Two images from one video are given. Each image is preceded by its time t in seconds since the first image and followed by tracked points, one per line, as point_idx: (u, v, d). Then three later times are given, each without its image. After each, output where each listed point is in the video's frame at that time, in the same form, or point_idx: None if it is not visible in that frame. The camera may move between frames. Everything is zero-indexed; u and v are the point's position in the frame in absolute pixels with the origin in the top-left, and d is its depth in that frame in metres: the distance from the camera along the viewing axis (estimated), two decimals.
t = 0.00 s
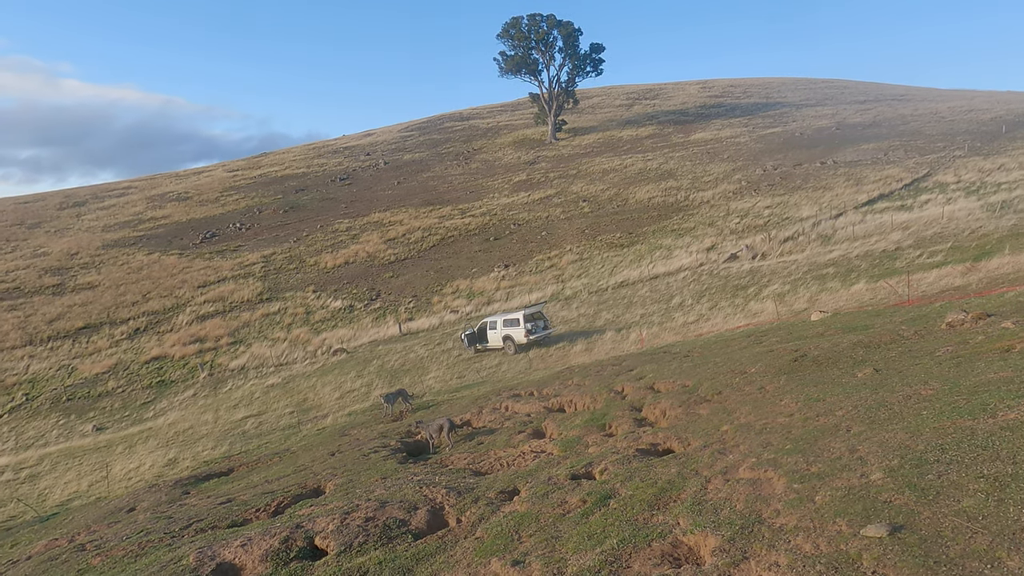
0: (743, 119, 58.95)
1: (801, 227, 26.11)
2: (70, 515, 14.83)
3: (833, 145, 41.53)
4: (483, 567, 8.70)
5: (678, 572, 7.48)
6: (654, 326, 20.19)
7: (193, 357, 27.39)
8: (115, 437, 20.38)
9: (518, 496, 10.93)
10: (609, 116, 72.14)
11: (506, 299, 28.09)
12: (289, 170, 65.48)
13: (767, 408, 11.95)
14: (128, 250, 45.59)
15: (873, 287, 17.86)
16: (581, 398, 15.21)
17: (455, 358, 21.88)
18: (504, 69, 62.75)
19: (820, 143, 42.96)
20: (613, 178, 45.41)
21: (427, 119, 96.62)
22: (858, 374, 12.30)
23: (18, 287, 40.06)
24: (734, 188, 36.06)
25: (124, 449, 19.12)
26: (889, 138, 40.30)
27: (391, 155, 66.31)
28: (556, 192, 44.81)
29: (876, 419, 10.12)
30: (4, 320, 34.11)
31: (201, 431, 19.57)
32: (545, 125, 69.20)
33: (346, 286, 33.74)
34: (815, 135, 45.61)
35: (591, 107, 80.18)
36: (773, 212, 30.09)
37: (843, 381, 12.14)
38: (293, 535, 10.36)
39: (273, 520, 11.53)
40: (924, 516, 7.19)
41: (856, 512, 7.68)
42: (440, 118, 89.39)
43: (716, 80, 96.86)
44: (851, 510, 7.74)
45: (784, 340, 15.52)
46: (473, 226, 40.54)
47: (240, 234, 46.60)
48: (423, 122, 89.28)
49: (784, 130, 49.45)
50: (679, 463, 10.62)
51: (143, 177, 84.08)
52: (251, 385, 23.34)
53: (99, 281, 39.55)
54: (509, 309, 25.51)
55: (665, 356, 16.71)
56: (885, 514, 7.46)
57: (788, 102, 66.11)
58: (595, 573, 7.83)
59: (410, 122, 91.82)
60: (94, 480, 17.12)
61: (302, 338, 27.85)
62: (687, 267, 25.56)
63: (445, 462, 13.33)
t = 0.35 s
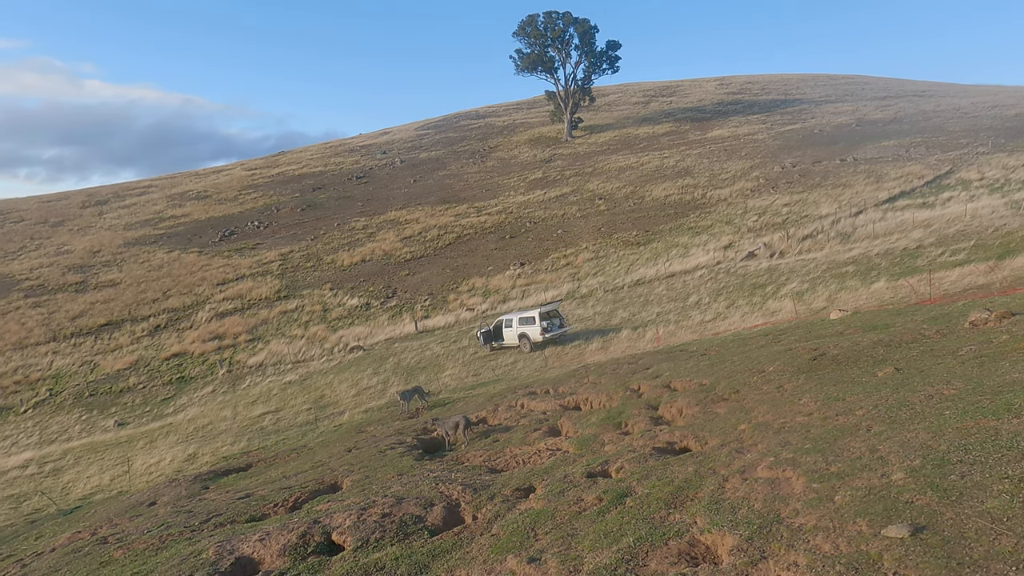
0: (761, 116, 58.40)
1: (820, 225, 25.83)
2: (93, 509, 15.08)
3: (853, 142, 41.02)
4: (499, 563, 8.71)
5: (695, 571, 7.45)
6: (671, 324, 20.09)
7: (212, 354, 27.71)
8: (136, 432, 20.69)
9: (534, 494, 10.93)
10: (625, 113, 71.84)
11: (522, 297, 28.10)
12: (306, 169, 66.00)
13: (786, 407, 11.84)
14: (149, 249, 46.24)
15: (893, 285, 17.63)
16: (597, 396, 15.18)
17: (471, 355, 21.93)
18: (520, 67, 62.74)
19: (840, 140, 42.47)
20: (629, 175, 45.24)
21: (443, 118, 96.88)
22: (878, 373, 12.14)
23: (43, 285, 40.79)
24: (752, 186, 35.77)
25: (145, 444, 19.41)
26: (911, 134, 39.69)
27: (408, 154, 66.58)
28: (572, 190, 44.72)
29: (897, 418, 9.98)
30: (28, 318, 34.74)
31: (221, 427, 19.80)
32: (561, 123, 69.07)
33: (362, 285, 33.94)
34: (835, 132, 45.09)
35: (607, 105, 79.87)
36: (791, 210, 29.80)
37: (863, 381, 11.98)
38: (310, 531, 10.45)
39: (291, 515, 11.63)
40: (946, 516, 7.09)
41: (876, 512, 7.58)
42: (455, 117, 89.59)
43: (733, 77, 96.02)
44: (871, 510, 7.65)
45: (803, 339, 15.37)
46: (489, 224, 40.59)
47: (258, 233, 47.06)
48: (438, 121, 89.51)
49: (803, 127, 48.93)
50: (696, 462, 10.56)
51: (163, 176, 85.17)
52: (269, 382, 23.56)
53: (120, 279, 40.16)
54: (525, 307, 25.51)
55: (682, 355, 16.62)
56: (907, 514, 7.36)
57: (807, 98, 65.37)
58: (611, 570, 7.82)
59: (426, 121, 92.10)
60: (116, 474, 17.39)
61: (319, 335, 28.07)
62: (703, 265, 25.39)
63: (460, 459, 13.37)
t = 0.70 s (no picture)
0: (783, 114, 57.76)
1: (843, 224, 25.50)
2: (119, 504, 15.33)
3: (877, 141, 40.40)
4: (519, 562, 8.70)
5: (717, 573, 7.38)
6: (691, 324, 19.96)
7: (234, 352, 28.06)
8: (160, 429, 21.00)
9: (553, 493, 10.91)
10: (644, 113, 71.47)
11: (541, 297, 28.07)
12: (326, 169, 66.59)
13: (808, 409, 11.69)
14: (172, 248, 46.95)
15: (919, 285, 17.34)
16: (616, 396, 15.11)
17: (490, 355, 21.96)
18: (539, 67, 62.70)
19: (863, 138, 41.86)
20: (649, 175, 44.99)
21: (461, 118, 97.19)
22: (903, 374, 11.94)
23: (70, 284, 41.60)
24: (773, 185, 35.40)
25: (169, 441, 19.69)
26: (938, 132, 38.99)
27: (427, 154, 66.85)
28: (591, 190, 44.58)
29: (923, 420, 9.81)
30: (56, 316, 35.43)
31: (242, 424, 20.03)
32: (579, 123, 68.92)
33: (382, 284, 34.14)
34: (858, 130, 44.46)
35: (626, 105, 79.52)
36: (814, 209, 29.45)
37: (888, 382, 11.79)
38: (331, 527, 10.52)
39: (312, 511, 11.72)
40: (977, 520, 6.95)
41: (903, 515, 7.45)
42: (474, 117, 89.84)
43: (754, 75, 95.03)
44: (898, 513, 7.52)
45: (825, 340, 15.17)
46: (508, 224, 40.61)
47: (279, 232, 47.56)
48: (457, 121, 89.77)
49: (826, 125, 48.31)
50: (717, 463, 10.47)
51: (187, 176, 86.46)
52: (290, 380, 23.79)
53: (145, 278, 40.82)
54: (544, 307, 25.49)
55: (702, 355, 16.50)
56: (934, 518, 7.22)
57: (830, 96, 64.51)
58: (631, 571, 7.77)
59: (445, 121, 92.43)
60: (141, 470, 17.67)
61: (339, 334, 28.29)
62: (724, 265, 25.18)
63: (479, 458, 13.39)
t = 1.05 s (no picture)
0: (809, 116, 57.02)
1: (871, 227, 25.11)
2: (146, 502, 15.61)
3: (906, 142, 39.70)
4: (540, 567, 8.69)
5: None
6: (714, 328, 19.78)
7: (259, 354, 28.45)
8: (187, 429, 21.37)
9: (575, 498, 10.87)
10: (667, 115, 71.08)
11: (563, 300, 28.04)
12: (349, 173, 67.30)
13: (835, 415, 11.51)
14: (200, 251, 47.78)
15: (949, 290, 17.00)
16: (639, 401, 15.02)
17: (512, 358, 21.99)
18: (561, 70, 62.69)
19: (892, 140, 41.18)
20: (672, 178, 44.72)
21: (483, 122, 97.54)
22: (934, 381, 11.69)
23: (101, 286, 42.54)
24: (798, 188, 34.97)
25: (195, 441, 20.02)
26: (969, 134, 38.19)
27: (449, 158, 67.20)
28: (613, 193, 44.44)
29: (955, 428, 9.60)
30: (87, 317, 36.25)
31: (267, 425, 20.28)
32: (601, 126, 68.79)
33: (404, 287, 34.37)
34: (886, 132, 43.75)
35: (649, 107, 79.14)
36: (840, 212, 29.05)
37: (918, 389, 11.56)
38: (353, 529, 10.59)
39: (335, 512, 11.82)
40: (1013, 532, 6.77)
41: (934, 525, 7.29)
42: (496, 120, 90.08)
43: (779, 77, 93.95)
44: (929, 523, 7.36)
45: (853, 345, 14.92)
46: (530, 227, 40.65)
47: (304, 236, 48.15)
48: (478, 125, 90.11)
49: (852, 127, 47.60)
50: (741, 469, 10.35)
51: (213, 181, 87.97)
52: (314, 382, 24.06)
53: (173, 280, 41.60)
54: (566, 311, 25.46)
55: (726, 360, 16.33)
56: (967, 528, 7.06)
57: (858, 98, 63.52)
58: None
59: (467, 125, 92.83)
60: (168, 469, 17.98)
61: (362, 336, 28.54)
62: (748, 268, 24.92)
63: (501, 461, 13.41)
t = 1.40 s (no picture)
0: (832, 123, 56.44)
1: (897, 235, 24.73)
2: (170, 507, 15.81)
3: (933, 149, 39.09)
4: None
5: None
6: (736, 337, 19.59)
7: (281, 360, 28.76)
8: (210, 435, 21.64)
9: (595, 508, 10.80)
10: (687, 123, 70.80)
11: (582, 308, 27.99)
12: (370, 182, 67.98)
13: (861, 426, 11.31)
14: (224, 259, 48.51)
15: (978, 299, 16.66)
16: (659, 410, 14.90)
17: (531, 366, 21.97)
18: (581, 78, 62.78)
19: (918, 147, 40.58)
20: (693, 185, 44.49)
21: (503, 130, 97.95)
22: (963, 392, 11.44)
23: (128, 292, 43.37)
24: (822, 196, 34.59)
25: (217, 446, 20.26)
26: (998, 140, 37.50)
27: (469, 166, 67.56)
28: (634, 201, 44.30)
29: (986, 441, 9.38)
30: (114, 323, 36.95)
31: (288, 431, 20.47)
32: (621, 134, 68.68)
33: (424, 295, 34.54)
34: (912, 139, 43.14)
35: (670, 115, 78.90)
36: (865, 220, 28.66)
37: (946, 400, 11.32)
38: (373, 536, 10.62)
39: (354, 520, 11.87)
40: None
41: (965, 540, 7.12)
42: (516, 129, 90.44)
43: (802, 84, 93.16)
44: (959, 538, 7.18)
45: (878, 355, 14.65)
46: (550, 235, 40.68)
47: (325, 244, 48.66)
48: (498, 133, 90.49)
49: (877, 134, 47.02)
50: (764, 480, 10.21)
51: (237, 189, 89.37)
52: (334, 389, 24.24)
53: (197, 287, 42.27)
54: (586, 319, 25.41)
55: (748, 369, 16.15)
56: (1000, 544, 6.88)
57: (882, 104, 62.75)
58: None
59: (487, 133, 93.32)
60: (191, 474, 18.21)
61: (383, 343, 28.72)
62: (770, 277, 24.68)
63: (520, 470, 13.38)
